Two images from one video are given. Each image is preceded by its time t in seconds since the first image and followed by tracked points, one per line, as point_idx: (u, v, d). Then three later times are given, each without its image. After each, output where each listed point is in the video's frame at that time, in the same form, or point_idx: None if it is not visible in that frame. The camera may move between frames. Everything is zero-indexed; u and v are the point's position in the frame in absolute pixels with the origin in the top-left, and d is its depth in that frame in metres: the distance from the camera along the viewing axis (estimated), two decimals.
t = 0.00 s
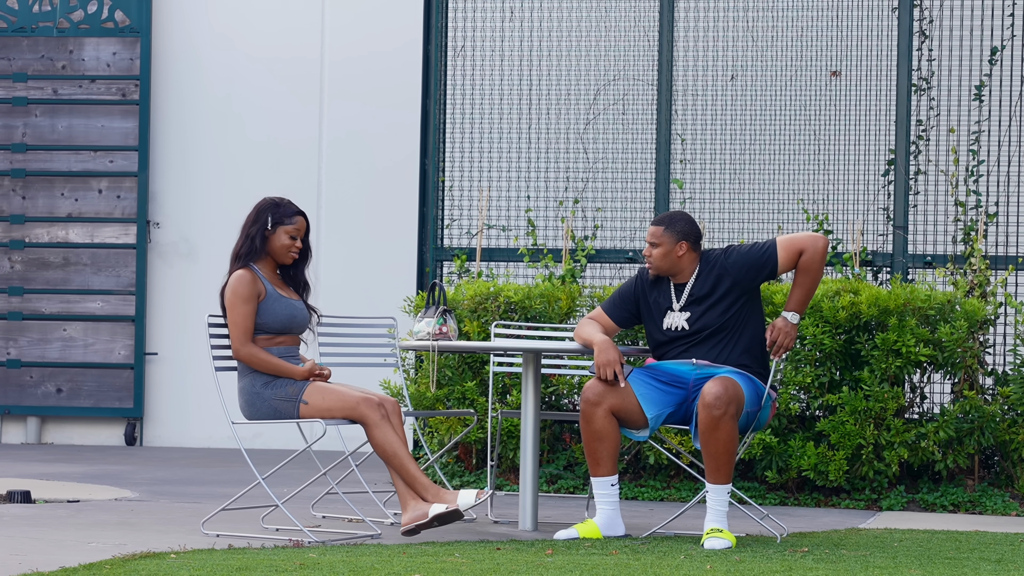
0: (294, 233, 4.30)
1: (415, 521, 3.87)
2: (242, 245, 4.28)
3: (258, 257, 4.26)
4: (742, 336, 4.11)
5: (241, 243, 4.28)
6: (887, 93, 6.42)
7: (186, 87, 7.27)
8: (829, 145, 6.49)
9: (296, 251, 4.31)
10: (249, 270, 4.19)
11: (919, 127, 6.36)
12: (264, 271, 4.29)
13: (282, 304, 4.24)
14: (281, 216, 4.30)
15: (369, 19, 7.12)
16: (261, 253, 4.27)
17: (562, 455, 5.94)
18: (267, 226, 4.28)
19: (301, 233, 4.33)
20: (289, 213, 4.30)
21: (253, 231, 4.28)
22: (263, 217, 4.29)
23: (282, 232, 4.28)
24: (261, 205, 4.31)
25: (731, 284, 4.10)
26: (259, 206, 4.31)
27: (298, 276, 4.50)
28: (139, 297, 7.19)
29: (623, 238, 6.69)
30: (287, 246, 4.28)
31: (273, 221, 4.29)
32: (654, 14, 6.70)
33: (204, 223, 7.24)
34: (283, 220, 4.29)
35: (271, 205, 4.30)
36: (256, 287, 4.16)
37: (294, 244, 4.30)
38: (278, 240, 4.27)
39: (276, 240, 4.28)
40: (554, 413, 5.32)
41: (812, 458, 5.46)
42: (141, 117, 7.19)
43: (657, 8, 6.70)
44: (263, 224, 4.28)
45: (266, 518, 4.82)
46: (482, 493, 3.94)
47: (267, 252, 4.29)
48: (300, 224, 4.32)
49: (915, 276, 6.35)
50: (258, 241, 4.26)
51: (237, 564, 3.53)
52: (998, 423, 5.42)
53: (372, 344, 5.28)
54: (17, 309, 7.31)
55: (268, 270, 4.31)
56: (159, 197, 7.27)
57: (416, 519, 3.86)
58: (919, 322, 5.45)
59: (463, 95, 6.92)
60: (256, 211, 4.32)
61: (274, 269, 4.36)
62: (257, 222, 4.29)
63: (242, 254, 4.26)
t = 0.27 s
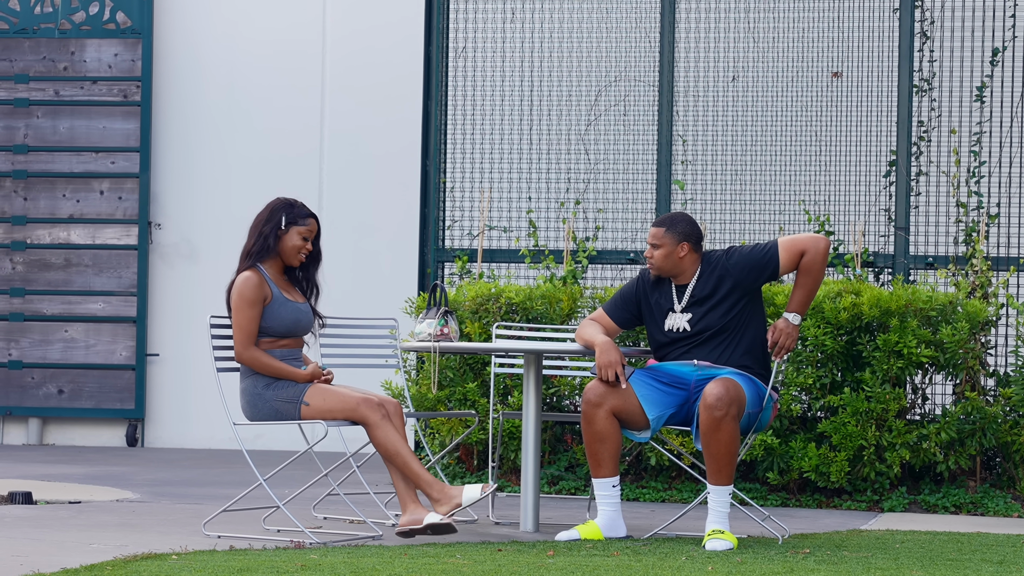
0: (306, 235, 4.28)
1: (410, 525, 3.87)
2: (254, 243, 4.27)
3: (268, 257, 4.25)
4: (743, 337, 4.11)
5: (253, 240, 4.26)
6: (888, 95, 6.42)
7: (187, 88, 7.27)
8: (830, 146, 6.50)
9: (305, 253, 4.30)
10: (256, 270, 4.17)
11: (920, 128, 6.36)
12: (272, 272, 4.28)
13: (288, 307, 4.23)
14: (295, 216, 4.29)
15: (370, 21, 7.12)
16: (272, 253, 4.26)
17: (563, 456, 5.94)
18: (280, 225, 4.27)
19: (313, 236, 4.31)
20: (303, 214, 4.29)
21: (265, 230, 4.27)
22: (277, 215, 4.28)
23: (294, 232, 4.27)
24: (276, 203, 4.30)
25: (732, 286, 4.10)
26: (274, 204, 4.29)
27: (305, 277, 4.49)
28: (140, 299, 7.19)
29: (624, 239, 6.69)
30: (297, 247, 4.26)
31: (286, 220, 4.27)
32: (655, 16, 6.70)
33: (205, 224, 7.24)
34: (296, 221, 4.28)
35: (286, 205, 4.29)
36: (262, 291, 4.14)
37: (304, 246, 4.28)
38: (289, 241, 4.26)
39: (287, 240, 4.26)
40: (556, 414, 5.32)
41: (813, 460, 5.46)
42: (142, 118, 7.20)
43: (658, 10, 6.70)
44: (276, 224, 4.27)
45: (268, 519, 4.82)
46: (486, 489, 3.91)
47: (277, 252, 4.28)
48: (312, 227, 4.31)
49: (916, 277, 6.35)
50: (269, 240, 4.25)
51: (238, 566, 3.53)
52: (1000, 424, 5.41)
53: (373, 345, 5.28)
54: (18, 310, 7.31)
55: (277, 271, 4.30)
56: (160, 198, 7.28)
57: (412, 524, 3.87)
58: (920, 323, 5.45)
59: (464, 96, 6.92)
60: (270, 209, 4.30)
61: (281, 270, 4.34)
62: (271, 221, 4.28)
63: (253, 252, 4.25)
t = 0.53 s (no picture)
0: (312, 236, 4.26)
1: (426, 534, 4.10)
2: (261, 242, 4.25)
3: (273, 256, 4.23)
4: (746, 341, 4.11)
5: (261, 240, 4.25)
6: (892, 98, 6.43)
7: (190, 91, 7.27)
8: (834, 149, 6.49)
9: (311, 254, 4.26)
10: (260, 271, 4.15)
11: (924, 132, 6.35)
12: (277, 273, 4.25)
13: (292, 315, 4.22)
14: (303, 217, 4.28)
15: (374, 24, 7.12)
16: (276, 252, 4.23)
17: (567, 460, 5.93)
18: (287, 224, 4.25)
19: (320, 237, 4.29)
20: (310, 215, 4.29)
21: (273, 230, 4.25)
22: (285, 215, 4.27)
23: (301, 234, 4.24)
24: (285, 206, 4.30)
25: (735, 289, 4.10)
26: (283, 206, 4.29)
27: (315, 287, 4.51)
28: (143, 301, 7.19)
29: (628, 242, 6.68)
30: (303, 248, 4.23)
31: (294, 220, 4.26)
32: (659, 19, 6.70)
33: (208, 227, 7.24)
34: (304, 222, 4.27)
35: (294, 207, 4.28)
36: (267, 297, 4.11)
37: (310, 247, 4.25)
38: (295, 241, 4.24)
39: (294, 241, 4.24)
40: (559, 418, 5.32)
41: (817, 463, 5.46)
42: (145, 121, 7.20)
43: (661, 13, 6.70)
44: (284, 223, 4.25)
45: (271, 523, 4.82)
46: (486, 493, 4.01)
47: (283, 252, 4.25)
48: (318, 229, 4.30)
49: (919, 281, 6.35)
50: (276, 238, 4.23)
51: (242, 569, 3.53)
52: (1002, 428, 5.43)
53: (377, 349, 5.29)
54: (22, 313, 7.32)
55: (282, 271, 4.27)
56: (163, 201, 7.28)
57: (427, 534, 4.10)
58: (924, 327, 5.45)
59: (468, 98, 6.91)
60: (280, 211, 4.29)
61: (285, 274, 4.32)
62: (279, 220, 4.27)
63: (259, 251, 4.23)
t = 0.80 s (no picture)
0: (317, 239, 4.29)
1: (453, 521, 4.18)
2: (268, 241, 4.21)
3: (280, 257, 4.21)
4: (746, 342, 4.11)
5: (268, 238, 4.21)
6: (893, 100, 6.43)
7: (190, 91, 7.28)
8: (834, 150, 6.49)
9: (316, 256, 4.29)
10: (267, 273, 4.14)
11: (924, 133, 6.35)
12: (281, 273, 4.25)
13: (293, 315, 4.23)
14: (309, 220, 4.29)
15: (374, 25, 7.12)
16: (284, 253, 4.22)
17: (567, 460, 5.94)
18: (295, 226, 4.24)
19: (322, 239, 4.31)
20: (315, 218, 4.30)
21: (281, 229, 4.22)
22: (291, 215, 4.25)
23: (308, 235, 4.26)
24: (290, 205, 4.27)
25: (735, 291, 4.10)
26: (287, 205, 4.26)
27: (307, 284, 4.47)
28: (143, 301, 7.19)
29: (628, 244, 6.69)
30: (310, 250, 4.26)
31: (302, 222, 4.26)
32: (659, 21, 6.70)
33: (208, 227, 7.24)
34: (311, 225, 4.28)
35: (300, 207, 4.27)
36: (271, 297, 4.12)
37: (315, 249, 4.28)
38: (302, 243, 4.24)
39: (300, 242, 4.25)
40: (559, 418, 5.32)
41: (817, 465, 5.47)
42: (145, 121, 7.20)
43: (662, 14, 6.70)
44: (291, 224, 4.24)
45: (272, 523, 4.82)
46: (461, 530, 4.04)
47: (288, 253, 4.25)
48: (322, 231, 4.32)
49: (919, 282, 6.35)
50: (286, 239, 4.22)
51: (241, 570, 3.53)
52: (1002, 430, 5.44)
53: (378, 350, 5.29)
54: (22, 314, 7.32)
55: (284, 271, 4.27)
56: (163, 202, 7.28)
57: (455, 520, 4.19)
58: (924, 328, 5.45)
59: (468, 99, 6.91)
60: (284, 209, 4.26)
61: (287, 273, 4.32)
62: (285, 220, 4.24)
63: (267, 250, 4.20)
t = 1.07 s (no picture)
0: (317, 229, 4.32)
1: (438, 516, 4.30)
2: (270, 239, 4.20)
3: (287, 251, 4.21)
4: (747, 344, 4.11)
5: (270, 236, 4.20)
6: (894, 101, 6.43)
7: (191, 93, 7.28)
8: (835, 151, 6.50)
9: (319, 248, 4.33)
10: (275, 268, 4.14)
11: (925, 135, 6.34)
12: (288, 268, 4.25)
13: (301, 313, 4.23)
14: (306, 212, 4.31)
15: (375, 26, 7.13)
16: (290, 246, 4.23)
17: (567, 462, 5.94)
18: (294, 220, 4.26)
19: (321, 231, 4.35)
20: (311, 210, 4.32)
21: (281, 225, 4.23)
22: (289, 212, 4.26)
23: (309, 227, 4.29)
24: (284, 202, 4.27)
25: (736, 292, 4.11)
26: (281, 202, 4.27)
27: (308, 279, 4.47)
28: (144, 303, 7.19)
29: (629, 245, 6.69)
30: (313, 241, 4.29)
31: (299, 217, 4.28)
32: (660, 22, 6.71)
33: (209, 229, 7.24)
34: (308, 217, 4.30)
35: (293, 203, 4.28)
36: (283, 292, 4.12)
37: (318, 239, 4.31)
38: (306, 236, 4.27)
39: (302, 235, 4.27)
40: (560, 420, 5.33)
41: (817, 466, 5.47)
42: (146, 123, 7.20)
43: (663, 15, 6.70)
44: (290, 220, 4.25)
45: (272, 525, 4.82)
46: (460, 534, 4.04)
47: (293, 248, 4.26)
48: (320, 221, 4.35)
49: (920, 284, 6.35)
50: (290, 234, 4.23)
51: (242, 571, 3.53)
52: (1003, 432, 5.44)
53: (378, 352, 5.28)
54: (22, 315, 7.32)
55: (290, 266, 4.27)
56: (164, 203, 7.28)
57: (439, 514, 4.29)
58: (924, 329, 5.45)
59: (469, 100, 6.91)
60: (279, 208, 4.27)
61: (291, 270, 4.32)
62: (283, 218, 4.24)
63: (271, 247, 4.18)
